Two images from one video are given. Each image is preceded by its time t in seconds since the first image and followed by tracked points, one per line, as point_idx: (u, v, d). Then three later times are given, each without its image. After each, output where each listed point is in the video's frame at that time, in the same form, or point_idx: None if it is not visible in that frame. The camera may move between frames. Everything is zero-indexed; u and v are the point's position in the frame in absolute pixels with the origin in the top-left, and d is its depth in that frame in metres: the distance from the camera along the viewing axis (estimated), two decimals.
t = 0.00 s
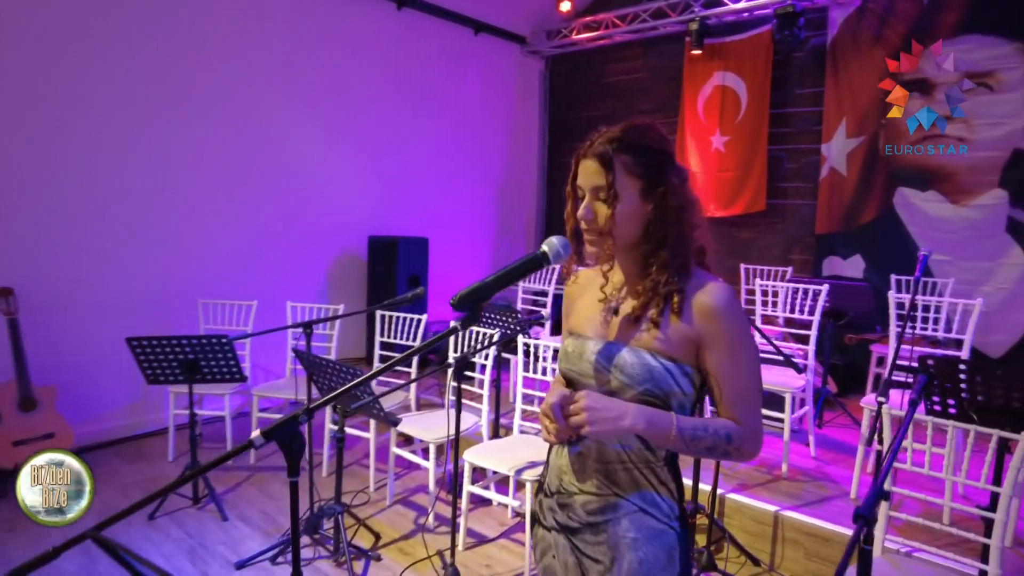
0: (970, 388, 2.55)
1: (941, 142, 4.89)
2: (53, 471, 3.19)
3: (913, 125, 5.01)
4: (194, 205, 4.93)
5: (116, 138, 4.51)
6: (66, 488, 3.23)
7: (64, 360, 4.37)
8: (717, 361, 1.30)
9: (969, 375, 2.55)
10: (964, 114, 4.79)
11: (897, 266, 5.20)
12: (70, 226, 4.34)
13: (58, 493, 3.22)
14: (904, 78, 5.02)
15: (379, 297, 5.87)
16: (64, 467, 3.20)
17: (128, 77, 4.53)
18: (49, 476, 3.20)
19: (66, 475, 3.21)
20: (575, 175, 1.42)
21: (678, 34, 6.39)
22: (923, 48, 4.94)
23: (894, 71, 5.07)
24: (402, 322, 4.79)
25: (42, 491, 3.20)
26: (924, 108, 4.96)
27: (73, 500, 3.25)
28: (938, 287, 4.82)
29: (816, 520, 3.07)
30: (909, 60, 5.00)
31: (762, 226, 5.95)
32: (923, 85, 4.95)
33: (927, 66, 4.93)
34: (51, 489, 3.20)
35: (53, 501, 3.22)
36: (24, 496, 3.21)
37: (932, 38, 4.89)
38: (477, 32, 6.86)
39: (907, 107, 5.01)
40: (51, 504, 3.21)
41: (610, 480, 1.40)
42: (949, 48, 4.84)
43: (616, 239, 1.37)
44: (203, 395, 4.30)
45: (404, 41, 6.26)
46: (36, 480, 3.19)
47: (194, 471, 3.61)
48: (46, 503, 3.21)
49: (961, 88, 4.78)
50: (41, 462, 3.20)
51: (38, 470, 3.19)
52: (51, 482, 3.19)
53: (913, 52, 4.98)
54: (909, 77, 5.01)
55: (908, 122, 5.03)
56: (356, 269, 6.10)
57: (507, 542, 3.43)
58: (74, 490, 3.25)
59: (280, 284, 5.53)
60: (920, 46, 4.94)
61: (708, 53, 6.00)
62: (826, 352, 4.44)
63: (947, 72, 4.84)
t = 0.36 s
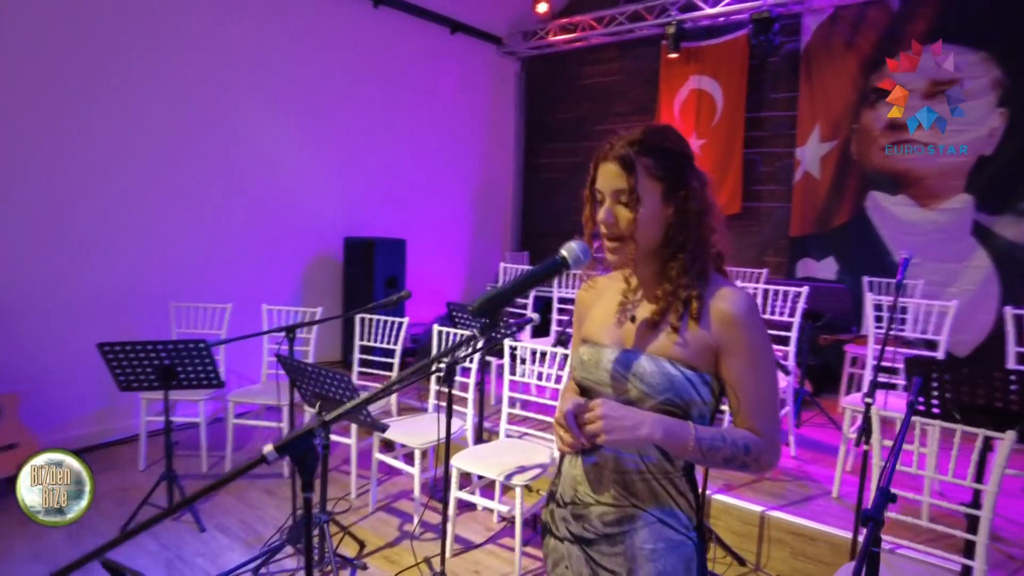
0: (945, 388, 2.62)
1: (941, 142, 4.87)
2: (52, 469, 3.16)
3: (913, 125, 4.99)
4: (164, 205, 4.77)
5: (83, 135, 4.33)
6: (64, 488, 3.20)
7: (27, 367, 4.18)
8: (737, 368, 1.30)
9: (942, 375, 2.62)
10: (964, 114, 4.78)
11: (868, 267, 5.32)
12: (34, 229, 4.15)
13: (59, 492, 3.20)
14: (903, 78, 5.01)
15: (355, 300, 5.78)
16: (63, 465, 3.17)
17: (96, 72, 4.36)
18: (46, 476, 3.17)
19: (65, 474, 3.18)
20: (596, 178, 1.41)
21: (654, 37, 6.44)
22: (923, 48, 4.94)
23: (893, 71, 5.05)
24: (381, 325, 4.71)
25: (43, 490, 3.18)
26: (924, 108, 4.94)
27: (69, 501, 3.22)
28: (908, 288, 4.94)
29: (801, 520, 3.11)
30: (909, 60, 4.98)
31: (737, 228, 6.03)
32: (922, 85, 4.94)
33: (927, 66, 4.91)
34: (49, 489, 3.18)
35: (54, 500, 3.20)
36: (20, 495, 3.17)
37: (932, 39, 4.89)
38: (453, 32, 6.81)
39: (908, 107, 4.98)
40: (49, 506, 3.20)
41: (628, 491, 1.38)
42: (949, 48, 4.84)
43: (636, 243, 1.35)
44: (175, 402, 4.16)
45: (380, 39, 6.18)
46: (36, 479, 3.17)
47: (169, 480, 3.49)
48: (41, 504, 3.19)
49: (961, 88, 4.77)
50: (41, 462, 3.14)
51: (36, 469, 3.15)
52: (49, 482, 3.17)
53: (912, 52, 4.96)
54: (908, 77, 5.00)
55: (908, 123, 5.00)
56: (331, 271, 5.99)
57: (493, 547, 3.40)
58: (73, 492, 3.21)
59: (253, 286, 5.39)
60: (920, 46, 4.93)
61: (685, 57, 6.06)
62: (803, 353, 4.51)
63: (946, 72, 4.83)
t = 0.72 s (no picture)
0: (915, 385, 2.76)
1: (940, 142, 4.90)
2: (52, 469, 2.98)
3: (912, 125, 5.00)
4: (124, 206, 4.58)
5: (38, 132, 4.11)
6: (64, 488, 3.00)
7: None
8: (755, 374, 1.33)
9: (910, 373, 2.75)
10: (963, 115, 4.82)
11: (828, 269, 5.49)
12: None
13: (59, 493, 3.02)
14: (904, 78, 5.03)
15: (323, 303, 5.68)
16: (60, 465, 2.96)
17: (51, 65, 4.14)
18: (46, 476, 3.00)
19: (64, 474, 2.98)
20: (613, 185, 1.43)
21: (620, 42, 6.52)
22: (923, 49, 4.96)
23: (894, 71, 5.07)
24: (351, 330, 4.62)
25: (43, 491, 3.01)
26: (924, 108, 4.96)
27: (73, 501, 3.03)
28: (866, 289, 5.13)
29: (776, 516, 3.19)
30: (909, 60, 5.01)
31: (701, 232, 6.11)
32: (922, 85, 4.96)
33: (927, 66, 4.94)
34: (48, 489, 3.01)
35: (54, 501, 3.03)
36: (20, 495, 3.02)
37: (933, 39, 4.92)
38: (421, 32, 6.75)
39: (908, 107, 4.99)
40: (49, 506, 3.04)
41: (646, 498, 1.40)
42: (949, 48, 4.87)
43: (656, 249, 1.38)
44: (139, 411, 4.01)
45: (347, 37, 6.08)
46: (36, 479, 3.00)
47: (136, 492, 3.35)
48: (40, 504, 3.03)
49: (961, 88, 4.81)
50: (41, 462, 2.96)
51: (36, 469, 2.98)
52: (49, 482, 3.00)
53: (913, 52, 4.99)
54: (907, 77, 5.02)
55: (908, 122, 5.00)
56: (296, 274, 5.85)
57: (475, 552, 3.38)
58: (74, 493, 3.01)
59: (218, 290, 5.24)
60: (921, 47, 4.95)
61: (651, 62, 6.16)
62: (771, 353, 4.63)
63: (946, 72, 4.87)
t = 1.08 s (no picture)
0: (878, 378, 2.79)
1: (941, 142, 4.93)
2: (51, 469, 2.38)
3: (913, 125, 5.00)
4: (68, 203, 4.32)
5: None
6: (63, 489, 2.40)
7: None
8: (757, 370, 1.33)
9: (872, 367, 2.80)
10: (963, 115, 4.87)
11: (785, 267, 5.63)
12: None
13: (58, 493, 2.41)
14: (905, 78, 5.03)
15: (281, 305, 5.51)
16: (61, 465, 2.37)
17: None
18: (46, 477, 2.41)
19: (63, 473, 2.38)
20: (619, 180, 1.41)
21: (581, 42, 6.54)
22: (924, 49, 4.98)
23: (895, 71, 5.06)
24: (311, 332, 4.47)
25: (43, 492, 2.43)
26: (923, 108, 4.97)
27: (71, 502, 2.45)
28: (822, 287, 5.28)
29: (747, 511, 3.23)
30: (909, 60, 5.02)
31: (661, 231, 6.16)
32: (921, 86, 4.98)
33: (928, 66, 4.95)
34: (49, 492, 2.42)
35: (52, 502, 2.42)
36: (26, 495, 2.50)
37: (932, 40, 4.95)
38: (380, 27, 6.62)
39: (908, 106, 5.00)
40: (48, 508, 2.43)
41: (652, 498, 1.39)
42: (949, 48, 4.91)
43: (664, 244, 1.37)
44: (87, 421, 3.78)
45: (305, 31, 5.91)
46: (35, 479, 2.42)
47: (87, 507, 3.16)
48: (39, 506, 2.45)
49: (961, 88, 4.85)
50: (40, 462, 2.39)
51: (35, 472, 2.40)
52: (49, 484, 2.41)
53: (913, 53, 5.00)
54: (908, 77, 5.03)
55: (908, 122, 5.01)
56: (252, 274, 5.65)
57: (448, 557, 3.32)
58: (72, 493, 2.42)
59: (170, 292, 5.01)
60: (921, 47, 4.98)
61: (613, 62, 6.20)
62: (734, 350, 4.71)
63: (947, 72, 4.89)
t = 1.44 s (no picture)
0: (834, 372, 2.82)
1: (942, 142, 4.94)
2: (52, 465, 1.52)
3: (913, 125, 4.99)
4: None
5: None
6: (62, 491, 1.50)
7: None
8: (758, 371, 1.28)
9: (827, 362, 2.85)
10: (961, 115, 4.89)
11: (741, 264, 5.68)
12: None
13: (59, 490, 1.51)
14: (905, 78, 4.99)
15: (228, 305, 5.25)
16: (62, 459, 1.48)
17: None
18: (47, 473, 1.57)
19: (63, 470, 1.47)
20: (608, 163, 1.33)
21: (538, 38, 6.48)
22: (923, 49, 4.94)
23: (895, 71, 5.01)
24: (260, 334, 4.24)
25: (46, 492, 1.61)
26: (923, 108, 4.96)
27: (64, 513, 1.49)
28: (777, 283, 5.35)
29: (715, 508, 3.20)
30: (909, 60, 4.98)
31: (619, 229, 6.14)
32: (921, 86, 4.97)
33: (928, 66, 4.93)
34: (51, 493, 1.55)
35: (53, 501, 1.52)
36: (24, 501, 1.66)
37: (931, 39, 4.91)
38: (331, 18, 6.42)
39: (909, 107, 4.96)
40: (48, 510, 1.51)
41: (645, 505, 1.31)
42: (948, 48, 4.89)
43: (657, 235, 1.30)
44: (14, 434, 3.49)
45: (252, 19, 5.66)
46: (35, 476, 1.61)
47: (14, 528, 2.90)
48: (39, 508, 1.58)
49: (961, 88, 4.87)
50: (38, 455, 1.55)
51: (34, 467, 1.59)
52: (50, 484, 1.56)
53: (913, 52, 4.96)
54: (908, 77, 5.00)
55: (909, 122, 4.99)
56: (197, 273, 5.37)
57: (412, 566, 3.19)
58: (74, 493, 1.43)
59: (107, 293, 4.70)
60: (920, 47, 4.94)
61: (570, 59, 6.16)
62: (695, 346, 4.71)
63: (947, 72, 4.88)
